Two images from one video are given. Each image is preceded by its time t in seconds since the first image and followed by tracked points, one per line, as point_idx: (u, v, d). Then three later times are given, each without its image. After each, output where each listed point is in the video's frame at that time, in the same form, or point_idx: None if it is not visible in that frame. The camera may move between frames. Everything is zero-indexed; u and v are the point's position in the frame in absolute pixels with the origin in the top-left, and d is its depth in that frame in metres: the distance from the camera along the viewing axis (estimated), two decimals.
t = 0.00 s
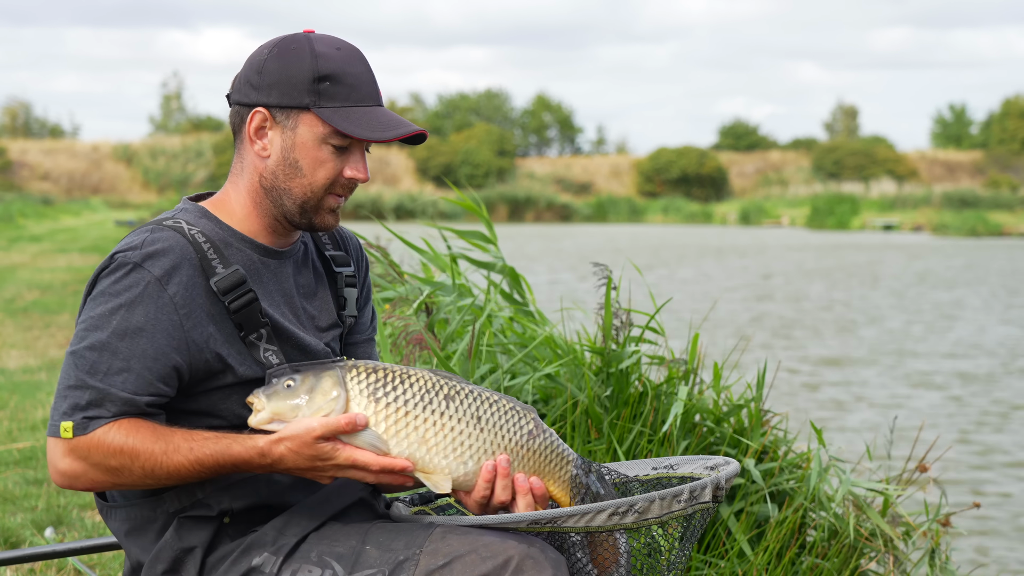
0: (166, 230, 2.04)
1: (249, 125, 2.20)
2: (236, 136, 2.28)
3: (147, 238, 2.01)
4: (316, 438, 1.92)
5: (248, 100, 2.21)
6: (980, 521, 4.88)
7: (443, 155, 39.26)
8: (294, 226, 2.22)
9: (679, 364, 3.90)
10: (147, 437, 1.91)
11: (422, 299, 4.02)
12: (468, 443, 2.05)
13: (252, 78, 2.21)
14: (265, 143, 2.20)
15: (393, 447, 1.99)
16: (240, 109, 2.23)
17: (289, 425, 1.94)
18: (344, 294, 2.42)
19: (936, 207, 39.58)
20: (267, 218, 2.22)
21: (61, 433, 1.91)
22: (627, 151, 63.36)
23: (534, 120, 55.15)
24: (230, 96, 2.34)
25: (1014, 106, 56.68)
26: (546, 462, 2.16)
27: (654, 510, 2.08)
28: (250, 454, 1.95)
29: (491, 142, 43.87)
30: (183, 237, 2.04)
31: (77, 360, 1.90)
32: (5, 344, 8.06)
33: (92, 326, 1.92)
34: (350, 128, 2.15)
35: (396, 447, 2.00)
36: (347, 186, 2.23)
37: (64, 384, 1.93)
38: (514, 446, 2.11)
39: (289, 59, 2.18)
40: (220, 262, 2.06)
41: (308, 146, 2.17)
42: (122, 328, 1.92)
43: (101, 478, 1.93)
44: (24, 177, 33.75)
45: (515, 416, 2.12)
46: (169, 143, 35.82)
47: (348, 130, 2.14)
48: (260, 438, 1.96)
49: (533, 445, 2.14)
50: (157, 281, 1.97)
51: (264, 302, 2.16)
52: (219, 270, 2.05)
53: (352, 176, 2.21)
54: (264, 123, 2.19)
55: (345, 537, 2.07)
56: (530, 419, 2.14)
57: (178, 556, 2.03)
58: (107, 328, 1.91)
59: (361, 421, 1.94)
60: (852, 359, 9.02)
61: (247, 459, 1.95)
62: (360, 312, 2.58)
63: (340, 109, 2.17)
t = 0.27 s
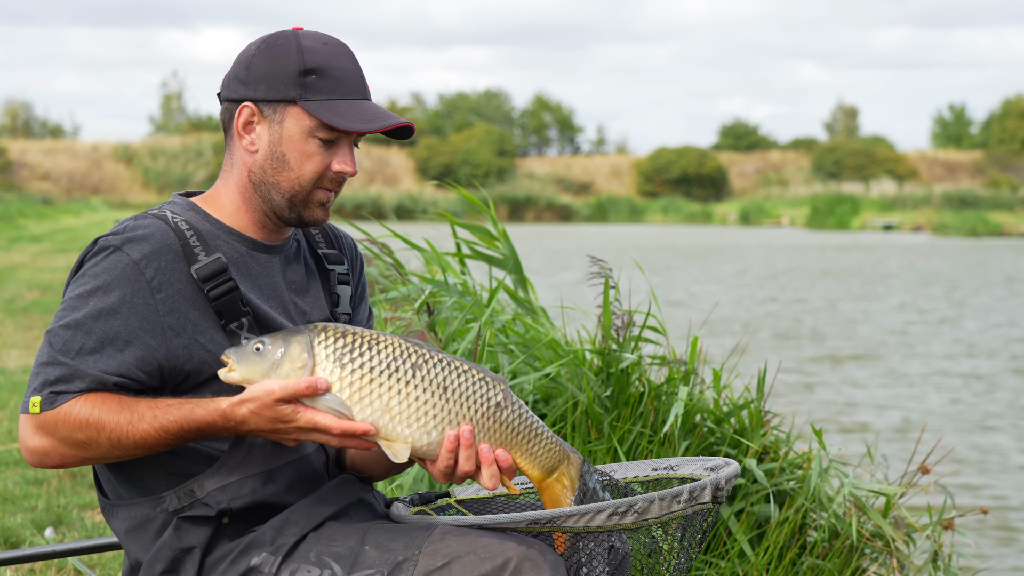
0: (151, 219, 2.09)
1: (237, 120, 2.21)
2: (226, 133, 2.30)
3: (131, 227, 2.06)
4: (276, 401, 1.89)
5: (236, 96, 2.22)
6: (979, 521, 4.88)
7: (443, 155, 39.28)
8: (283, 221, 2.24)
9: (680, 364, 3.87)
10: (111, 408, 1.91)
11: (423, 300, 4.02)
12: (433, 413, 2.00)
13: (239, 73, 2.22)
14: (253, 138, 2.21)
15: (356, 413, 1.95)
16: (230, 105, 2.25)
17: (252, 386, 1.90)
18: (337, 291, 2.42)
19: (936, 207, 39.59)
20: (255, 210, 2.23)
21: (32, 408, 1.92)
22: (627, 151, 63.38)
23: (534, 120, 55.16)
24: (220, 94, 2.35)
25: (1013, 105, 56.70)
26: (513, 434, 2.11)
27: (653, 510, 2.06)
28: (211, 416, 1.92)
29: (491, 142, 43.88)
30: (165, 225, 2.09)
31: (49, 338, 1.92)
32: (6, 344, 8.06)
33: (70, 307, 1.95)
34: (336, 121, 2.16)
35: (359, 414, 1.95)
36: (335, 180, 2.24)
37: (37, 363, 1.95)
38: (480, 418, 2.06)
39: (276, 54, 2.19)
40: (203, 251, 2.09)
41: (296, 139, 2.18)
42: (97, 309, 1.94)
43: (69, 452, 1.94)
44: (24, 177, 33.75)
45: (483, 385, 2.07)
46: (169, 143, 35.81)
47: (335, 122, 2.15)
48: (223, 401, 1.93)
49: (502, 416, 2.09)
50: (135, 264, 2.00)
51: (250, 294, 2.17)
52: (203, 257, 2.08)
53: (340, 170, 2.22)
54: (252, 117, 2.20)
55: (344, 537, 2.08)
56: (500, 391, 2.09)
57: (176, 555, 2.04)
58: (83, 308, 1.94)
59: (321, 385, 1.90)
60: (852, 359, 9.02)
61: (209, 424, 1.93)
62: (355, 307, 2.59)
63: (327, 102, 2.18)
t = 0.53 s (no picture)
0: (137, 216, 2.12)
1: (214, 115, 2.27)
2: (207, 132, 2.35)
3: (115, 225, 2.09)
4: (277, 360, 1.89)
5: (212, 92, 2.28)
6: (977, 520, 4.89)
7: (444, 154, 39.19)
8: (265, 213, 2.28)
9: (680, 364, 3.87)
10: (120, 398, 1.93)
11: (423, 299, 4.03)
12: (435, 360, 2.01)
13: (215, 70, 2.27)
14: (230, 132, 2.26)
15: (358, 367, 1.96)
16: (207, 102, 2.31)
17: (250, 348, 1.90)
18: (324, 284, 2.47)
19: (936, 207, 39.60)
20: (238, 203, 2.27)
21: (41, 415, 1.95)
22: (627, 151, 63.38)
23: (534, 120, 55.16)
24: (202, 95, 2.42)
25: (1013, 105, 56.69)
26: (521, 372, 2.14)
27: (654, 510, 2.08)
28: (216, 384, 1.92)
29: (491, 142, 43.89)
30: (152, 218, 2.13)
31: (51, 340, 1.95)
32: (6, 344, 8.06)
33: (63, 308, 1.97)
34: (309, 111, 2.20)
35: (361, 367, 1.96)
36: (313, 170, 2.27)
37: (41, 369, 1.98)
38: (483, 361, 2.07)
39: (247, 47, 2.24)
40: (189, 245, 2.13)
41: (271, 131, 2.23)
42: (91, 305, 1.97)
43: (85, 450, 1.97)
44: (24, 177, 33.73)
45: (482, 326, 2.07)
46: (169, 144, 35.79)
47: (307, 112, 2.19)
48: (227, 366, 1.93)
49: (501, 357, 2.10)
50: (123, 258, 2.03)
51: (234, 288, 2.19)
52: (188, 251, 2.11)
53: (317, 160, 2.26)
54: (228, 112, 2.26)
55: (345, 535, 2.08)
56: (500, 331, 2.10)
57: (176, 553, 2.03)
58: (77, 308, 1.97)
59: (321, 342, 1.90)
60: (851, 359, 9.03)
61: (218, 391, 1.92)
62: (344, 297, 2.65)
63: (299, 93, 2.22)
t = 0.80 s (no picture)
0: (131, 216, 2.13)
1: (191, 114, 2.30)
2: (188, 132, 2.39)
3: (112, 227, 2.09)
4: (322, 329, 1.95)
5: (187, 91, 2.31)
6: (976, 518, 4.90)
7: (443, 154, 39.16)
8: (246, 208, 2.31)
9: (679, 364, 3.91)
10: (172, 392, 1.96)
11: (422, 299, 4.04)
12: (478, 314, 2.11)
13: (190, 68, 2.30)
14: (208, 130, 2.30)
15: (403, 327, 2.05)
16: (186, 100, 2.34)
17: (293, 319, 1.96)
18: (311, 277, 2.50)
19: (936, 206, 39.60)
20: (220, 200, 2.30)
21: (91, 431, 1.97)
22: (627, 151, 63.38)
23: (534, 120, 55.15)
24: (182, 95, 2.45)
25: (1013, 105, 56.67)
26: (561, 317, 2.26)
27: (653, 511, 2.09)
28: (266, 361, 1.95)
29: (491, 142, 43.89)
30: (148, 217, 2.14)
31: (89, 353, 1.98)
32: (5, 344, 8.06)
33: (85, 322, 2.00)
34: (280, 103, 2.22)
35: (406, 326, 2.06)
36: (290, 163, 2.30)
37: (76, 388, 1.99)
38: (524, 311, 2.18)
39: (219, 43, 2.27)
40: (185, 243, 2.15)
41: (246, 126, 2.25)
42: (112, 311, 2.00)
43: (147, 454, 1.98)
44: (24, 177, 33.71)
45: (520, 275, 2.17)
46: (169, 143, 35.77)
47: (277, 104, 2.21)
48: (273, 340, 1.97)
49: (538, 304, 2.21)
50: (133, 261, 2.05)
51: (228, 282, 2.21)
52: (185, 249, 2.14)
53: (293, 153, 2.29)
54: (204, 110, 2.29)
55: (343, 533, 2.08)
56: (537, 279, 2.21)
57: (177, 551, 2.04)
58: (99, 318, 1.99)
59: (364, 310, 1.97)
60: (850, 359, 9.03)
61: (270, 367, 1.96)
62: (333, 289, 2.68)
63: (270, 86, 2.24)
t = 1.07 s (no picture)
0: (148, 223, 2.10)
1: (192, 115, 2.28)
2: (186, 134, 2.37)
3: (133, 235, 2.06)
4: (386, 325, 2.04)
5: (186, 93, 2.29)
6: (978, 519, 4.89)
7: (444, 154, 39.12)
8: (253, 208, 2.30)
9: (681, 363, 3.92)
10: (247, 396, 1.99)
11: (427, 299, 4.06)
12: (534, 298, 2.23)
13: (188, 69, 2.29)
14: (210, 131, 2.28)
15: (463, 316, 2.17)
16: (184, 103, 2.32)
17: (356, 317, 2.03)
18: (309, 277, 2.49)
19: (936, 207, 39.61)
20: (228, 200, 2.30)
21: (168, 447, 1.95)
22: (627, 151, 63.42)
23: (534, 120, 55.19)
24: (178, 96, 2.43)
25: (1013, 105, 56.68)
26: (613, 291, 2.37)
27: (655, 511, 2.10)
28: (336, 358, 2.03)
29: (491, 142, 43.91)
30: (167, 225, 2.11)
31: (152, 369, 1.97)
32: (6, 343, 8.06)
33: (137, 338, 1.98)
34: (285, 102, 2.22)
35: (465, 316, 2.17)
36: (295, 160, 2.30)
37: (137, 408, 1.96)
38: (577, 288, 2.30)
39: (217, 43, 2.26)
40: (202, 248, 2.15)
41: (251, 126, 2.25)
42: (163, 323, 2.00)
43: (226, 458, 1.99)
44: (24, 177, 33.73)
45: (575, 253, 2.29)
46: (169, 143, 35.73)
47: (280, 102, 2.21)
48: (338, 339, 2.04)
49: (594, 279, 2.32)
50: (169, 270, 2.04)
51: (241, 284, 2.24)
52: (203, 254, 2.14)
53: (299, 150, 2.29)
54: (206, 111, 2.27)
55: (345, 531, 2.08)
56: (588, 255, 2.31)
57: (184, 548, 2.04)
58: (152, 332, 1.98)
59: (426, 305, 2.06)
60: (851, 359, 9.02)
61: (342, 363, 2.04)
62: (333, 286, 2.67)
63: (272, 85, 2.24)
